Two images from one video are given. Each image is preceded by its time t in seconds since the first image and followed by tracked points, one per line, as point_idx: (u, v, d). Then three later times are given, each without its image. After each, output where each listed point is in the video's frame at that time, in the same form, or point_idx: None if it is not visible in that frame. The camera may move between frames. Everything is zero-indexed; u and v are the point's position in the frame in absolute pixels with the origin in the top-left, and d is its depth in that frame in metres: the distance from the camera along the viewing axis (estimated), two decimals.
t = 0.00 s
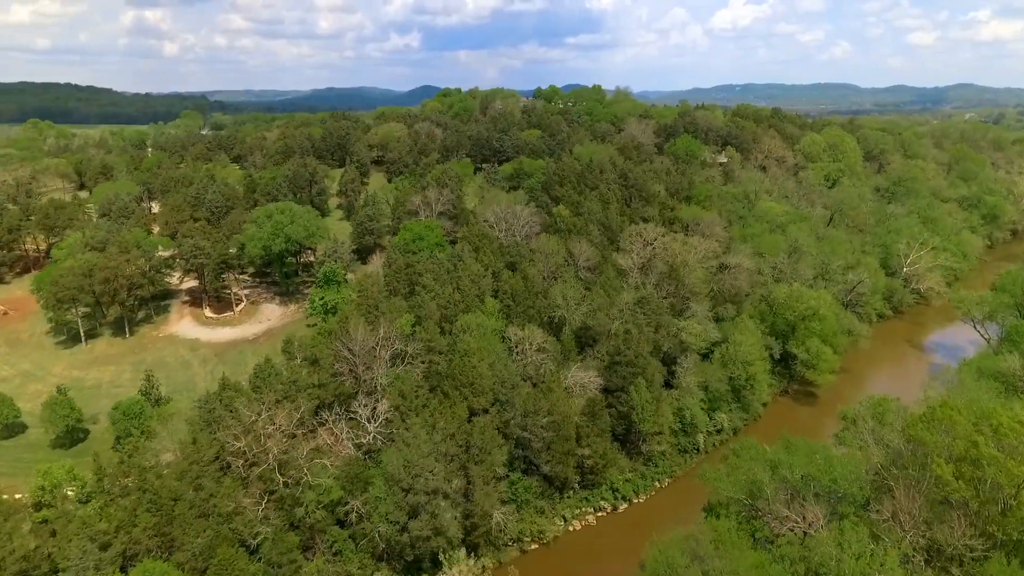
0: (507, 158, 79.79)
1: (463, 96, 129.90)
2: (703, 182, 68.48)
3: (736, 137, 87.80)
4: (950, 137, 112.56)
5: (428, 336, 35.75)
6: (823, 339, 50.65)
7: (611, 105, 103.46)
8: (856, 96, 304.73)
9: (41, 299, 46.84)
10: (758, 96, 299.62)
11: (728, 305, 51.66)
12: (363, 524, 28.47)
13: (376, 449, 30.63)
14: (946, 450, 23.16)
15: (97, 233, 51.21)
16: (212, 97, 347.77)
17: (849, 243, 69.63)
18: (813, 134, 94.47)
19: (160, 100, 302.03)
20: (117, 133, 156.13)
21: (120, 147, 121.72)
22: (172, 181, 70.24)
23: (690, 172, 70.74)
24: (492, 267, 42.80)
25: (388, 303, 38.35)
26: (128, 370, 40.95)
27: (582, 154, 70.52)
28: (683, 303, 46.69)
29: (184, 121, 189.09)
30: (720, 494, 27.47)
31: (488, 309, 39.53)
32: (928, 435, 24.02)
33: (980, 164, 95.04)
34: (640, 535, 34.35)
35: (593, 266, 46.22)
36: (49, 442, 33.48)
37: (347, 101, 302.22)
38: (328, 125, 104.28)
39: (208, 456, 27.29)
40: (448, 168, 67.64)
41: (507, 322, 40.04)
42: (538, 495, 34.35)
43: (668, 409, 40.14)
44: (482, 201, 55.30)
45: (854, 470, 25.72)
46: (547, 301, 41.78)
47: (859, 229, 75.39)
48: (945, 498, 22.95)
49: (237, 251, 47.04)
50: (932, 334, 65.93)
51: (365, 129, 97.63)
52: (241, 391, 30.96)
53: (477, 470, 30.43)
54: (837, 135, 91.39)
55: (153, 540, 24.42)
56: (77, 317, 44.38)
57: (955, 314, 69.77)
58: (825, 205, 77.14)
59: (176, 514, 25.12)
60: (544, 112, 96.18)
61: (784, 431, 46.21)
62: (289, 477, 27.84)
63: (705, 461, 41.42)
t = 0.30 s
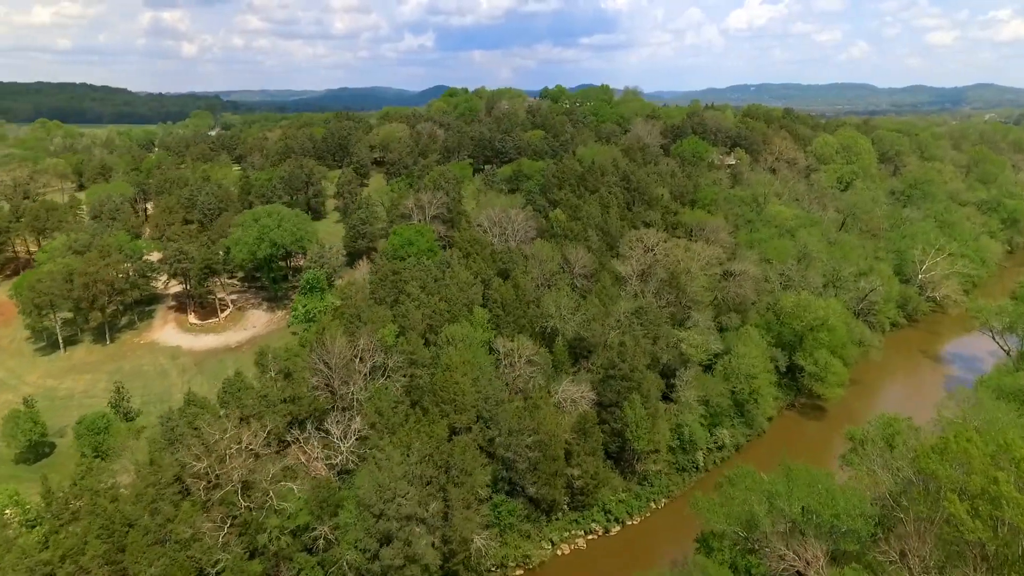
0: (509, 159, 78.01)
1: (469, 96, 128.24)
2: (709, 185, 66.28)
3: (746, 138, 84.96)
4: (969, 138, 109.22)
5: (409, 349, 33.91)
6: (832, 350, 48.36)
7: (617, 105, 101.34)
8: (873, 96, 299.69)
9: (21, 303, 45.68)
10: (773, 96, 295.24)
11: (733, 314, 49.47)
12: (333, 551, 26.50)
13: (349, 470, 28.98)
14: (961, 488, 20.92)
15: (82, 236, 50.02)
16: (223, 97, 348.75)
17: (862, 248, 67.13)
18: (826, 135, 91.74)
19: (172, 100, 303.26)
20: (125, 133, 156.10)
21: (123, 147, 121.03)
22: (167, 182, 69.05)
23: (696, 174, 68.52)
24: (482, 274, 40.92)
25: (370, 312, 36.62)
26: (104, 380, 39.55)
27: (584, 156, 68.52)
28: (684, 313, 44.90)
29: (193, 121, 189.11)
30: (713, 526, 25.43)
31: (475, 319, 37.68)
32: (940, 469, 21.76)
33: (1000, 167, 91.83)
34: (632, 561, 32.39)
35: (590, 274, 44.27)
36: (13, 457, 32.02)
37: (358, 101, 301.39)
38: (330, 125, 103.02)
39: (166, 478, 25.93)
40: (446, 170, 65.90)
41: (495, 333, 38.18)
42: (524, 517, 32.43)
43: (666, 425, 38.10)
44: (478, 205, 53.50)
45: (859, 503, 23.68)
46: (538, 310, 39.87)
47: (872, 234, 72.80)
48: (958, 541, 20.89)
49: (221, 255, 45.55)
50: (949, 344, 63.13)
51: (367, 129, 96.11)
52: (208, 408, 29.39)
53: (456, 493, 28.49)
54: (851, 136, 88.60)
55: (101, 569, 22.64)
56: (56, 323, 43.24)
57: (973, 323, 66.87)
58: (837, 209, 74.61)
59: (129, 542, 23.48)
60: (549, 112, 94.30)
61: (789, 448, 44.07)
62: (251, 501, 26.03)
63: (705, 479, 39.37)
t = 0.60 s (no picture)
0: (507, 161, 76.14)
1: (471, 96, 126.50)
2: (712, 187, 64.02)
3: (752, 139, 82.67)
4: (984, 138, 106.25)
5: (385, 362, 32.13)
6: (837, 362, 46.13)
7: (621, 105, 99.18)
8: (886, 95, 295.12)
9: None
10: (783, 96, 291.45)
11: (733, 323, 47.35)
12: None
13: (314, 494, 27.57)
14: (973, 529, 18.91)
15: (62, 239, 48.72)
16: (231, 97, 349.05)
17: (871, 254, 64.69)
18: (835, 136, 89.24)
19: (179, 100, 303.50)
20: (128, 133, 155.46)
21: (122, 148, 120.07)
22: (156, 184, 67.74)
23: (699, 176, 66.35)
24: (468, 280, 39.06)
25: (347, 322, 34.97)
26: (75, 391, 38.18)
27: (583, 157, 66.61)
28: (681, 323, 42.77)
29: (198, 122, 188.57)
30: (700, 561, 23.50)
31: (457, 330, 35.95)
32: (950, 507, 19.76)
33: (1016, 168, 88.98)
34: None
35: (582, 281, 42.28)
36: None
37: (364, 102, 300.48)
38: (329, 125, 101.56)
39: (113, 503, 23.98)
40: (440, 171, 64.17)
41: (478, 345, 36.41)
42: (504, 542, 30.55)
43: (658, 443, 36.08)
44: (469, 208, 51.71)
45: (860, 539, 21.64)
46: (525, 319, 37.93)
47: (881, 239, 70.31)
48: None
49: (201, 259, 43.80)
50: (961, 354, 60.64)
51: (365, 130, 94.52)
52: (166, 426, 27.65)
53: (428, 519, 26.64)
54: (861, 136, 85.92)
55: None
56: (29, 331, 41.98)
57: (987, 332, 64.33)
58: (846, 213, 72.14)
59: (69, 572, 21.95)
60: (550, 112, 92.34)
61: (790, 467, 41.99)
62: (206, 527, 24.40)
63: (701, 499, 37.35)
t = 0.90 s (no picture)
0: (504, 162, 74.26)
1: (473, 95, 124.56)
2: (714, 190, 61.79)
3: (758, 140, 80.24)
4: (1000, 139, 103.08)
5: (355, 377, 30.39)
6: (842, 375, 43.94)
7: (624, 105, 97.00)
8: (900, 95, 290.31)
9: None
10: (794, 95, 287.36)
11: (732, 333, 45.20)
12: None
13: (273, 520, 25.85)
14: None
15: (38, 243, 47.40)
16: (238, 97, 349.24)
17: (879, 259, 62.25)
18: (844, 136, 86.61)
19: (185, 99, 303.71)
20: (131, 132, 154.67)
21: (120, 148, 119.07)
22: (145, 185, 66.42)
23: (700, 179, 64.15)
24: (449, 289, 37.26)
25: (318, 334, 33.21)
26: (41, 403, 36.79)
27: (581, 159, 64.64)
28: (675, 334, 40.88)
29: (201, 122, 187.52)
30: None
31: (435, 343, 34.26)
32: (956, 556, 18.11)
33: None
34: None
35: (571, 290, 40.36)
36: None
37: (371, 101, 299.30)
38: (327, 125, 99.98)
39: (52, 531, 22.17)
40: (433, 173, 62.35)
41: (457, 358, 34.68)
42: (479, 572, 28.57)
43: (648, 463, 34.11)
44: (458, 212, 49.88)
45: None
46: (507, 330, 36.08)
47: (891, 244, 67.80)
48: None
49: (176, 265, 42.19)
50: (973, 365, 58.08)
51: (362, 130, 92.84)
52: (117, 446, 25.89)
53: (392, 549, 24.87)
54: (871, 137, 83.29)
55: None
56: None
57: (1001, 341, 61.70)
58: (854, 217, 69.68)
59: None
60: (550, 112, 90.29)
61: (789, 487, 39.82)
62: (153, 558, 22.76)
63: (694, 521, 35.38)
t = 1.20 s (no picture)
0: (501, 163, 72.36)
1: (476, 94, 122.70)
2: (716, 193, 59.53)
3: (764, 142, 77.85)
4: (1018, 141, 99.80)
5: (321, 394, 28.58)
6: (846, 390, 41.71)
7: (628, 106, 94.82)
8: (918, 96, 285.06)
9: None
10: (806, 96, 283.18)
11: (730, 345, 43.06)
12: None
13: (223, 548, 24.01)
14: None
15: (15, 246, 46.14)
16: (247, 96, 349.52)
17: (889, 266, 59.70)
18: (855, 138, 83.91)
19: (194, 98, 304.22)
20: (134, 132, 153.97)
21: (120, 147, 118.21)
22: (134, 187, 65.23)
23: (702, 182, 61.95)
24: (428, 297, 35.39)
25: (285, 348, 31.88)
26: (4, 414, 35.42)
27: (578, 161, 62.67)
28: (666, 346, 39.06)
29: (207, 121, 187.05)
30: None
31: (410, 355, 32.38)
32: None
33: None
34: None
35: (558, 299, 38.42)
36: None
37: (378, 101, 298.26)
38: (326, 125, 98.48)
39: None
40: (426, 175, 60.60)
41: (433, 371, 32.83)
42: None
43: (635, 485, 32.13)
44: (447, 215, 48.06)
45: None
46: (487, 342, 34.16)
47: (902, 250, 65.21)
48: None
49: (150, 270, 40.60)
50: (988, 377, 55.43)
51: (360, 130, 91.30)
52: (59, 467, 24.13)
53: None
54: (883, 138, 80.54)
55: None
56: None
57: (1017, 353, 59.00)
58: (863, 222, 67.13)
59: None
60: (552, 113, 88.31)
61: (788, 509, 37.60)
62: None
63: (683, 546, 33.63)
